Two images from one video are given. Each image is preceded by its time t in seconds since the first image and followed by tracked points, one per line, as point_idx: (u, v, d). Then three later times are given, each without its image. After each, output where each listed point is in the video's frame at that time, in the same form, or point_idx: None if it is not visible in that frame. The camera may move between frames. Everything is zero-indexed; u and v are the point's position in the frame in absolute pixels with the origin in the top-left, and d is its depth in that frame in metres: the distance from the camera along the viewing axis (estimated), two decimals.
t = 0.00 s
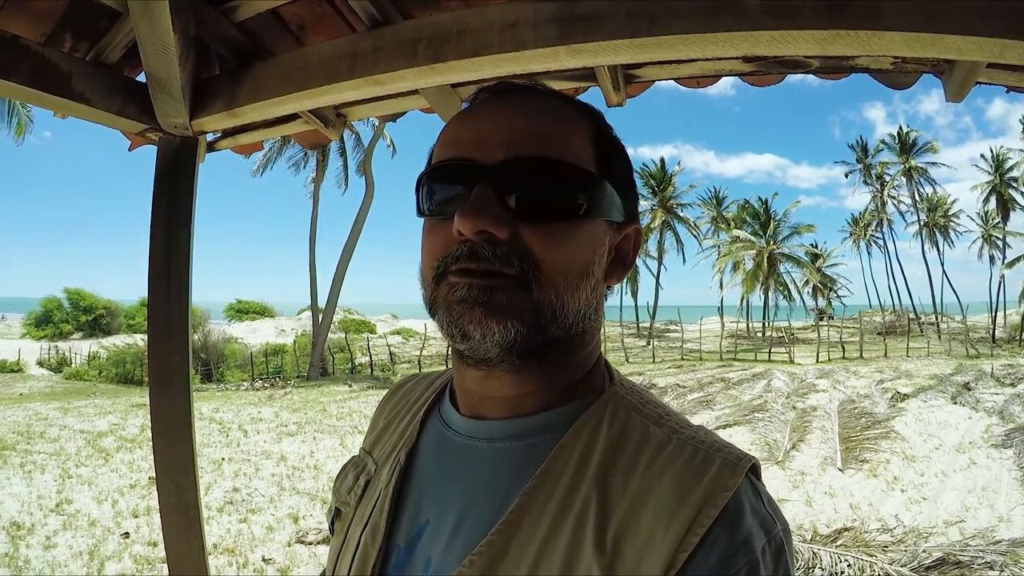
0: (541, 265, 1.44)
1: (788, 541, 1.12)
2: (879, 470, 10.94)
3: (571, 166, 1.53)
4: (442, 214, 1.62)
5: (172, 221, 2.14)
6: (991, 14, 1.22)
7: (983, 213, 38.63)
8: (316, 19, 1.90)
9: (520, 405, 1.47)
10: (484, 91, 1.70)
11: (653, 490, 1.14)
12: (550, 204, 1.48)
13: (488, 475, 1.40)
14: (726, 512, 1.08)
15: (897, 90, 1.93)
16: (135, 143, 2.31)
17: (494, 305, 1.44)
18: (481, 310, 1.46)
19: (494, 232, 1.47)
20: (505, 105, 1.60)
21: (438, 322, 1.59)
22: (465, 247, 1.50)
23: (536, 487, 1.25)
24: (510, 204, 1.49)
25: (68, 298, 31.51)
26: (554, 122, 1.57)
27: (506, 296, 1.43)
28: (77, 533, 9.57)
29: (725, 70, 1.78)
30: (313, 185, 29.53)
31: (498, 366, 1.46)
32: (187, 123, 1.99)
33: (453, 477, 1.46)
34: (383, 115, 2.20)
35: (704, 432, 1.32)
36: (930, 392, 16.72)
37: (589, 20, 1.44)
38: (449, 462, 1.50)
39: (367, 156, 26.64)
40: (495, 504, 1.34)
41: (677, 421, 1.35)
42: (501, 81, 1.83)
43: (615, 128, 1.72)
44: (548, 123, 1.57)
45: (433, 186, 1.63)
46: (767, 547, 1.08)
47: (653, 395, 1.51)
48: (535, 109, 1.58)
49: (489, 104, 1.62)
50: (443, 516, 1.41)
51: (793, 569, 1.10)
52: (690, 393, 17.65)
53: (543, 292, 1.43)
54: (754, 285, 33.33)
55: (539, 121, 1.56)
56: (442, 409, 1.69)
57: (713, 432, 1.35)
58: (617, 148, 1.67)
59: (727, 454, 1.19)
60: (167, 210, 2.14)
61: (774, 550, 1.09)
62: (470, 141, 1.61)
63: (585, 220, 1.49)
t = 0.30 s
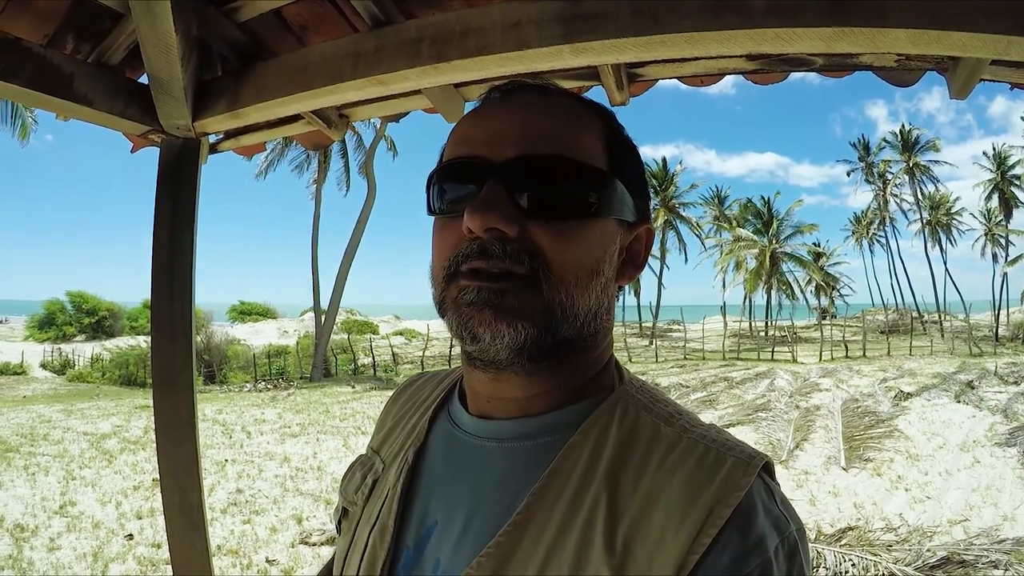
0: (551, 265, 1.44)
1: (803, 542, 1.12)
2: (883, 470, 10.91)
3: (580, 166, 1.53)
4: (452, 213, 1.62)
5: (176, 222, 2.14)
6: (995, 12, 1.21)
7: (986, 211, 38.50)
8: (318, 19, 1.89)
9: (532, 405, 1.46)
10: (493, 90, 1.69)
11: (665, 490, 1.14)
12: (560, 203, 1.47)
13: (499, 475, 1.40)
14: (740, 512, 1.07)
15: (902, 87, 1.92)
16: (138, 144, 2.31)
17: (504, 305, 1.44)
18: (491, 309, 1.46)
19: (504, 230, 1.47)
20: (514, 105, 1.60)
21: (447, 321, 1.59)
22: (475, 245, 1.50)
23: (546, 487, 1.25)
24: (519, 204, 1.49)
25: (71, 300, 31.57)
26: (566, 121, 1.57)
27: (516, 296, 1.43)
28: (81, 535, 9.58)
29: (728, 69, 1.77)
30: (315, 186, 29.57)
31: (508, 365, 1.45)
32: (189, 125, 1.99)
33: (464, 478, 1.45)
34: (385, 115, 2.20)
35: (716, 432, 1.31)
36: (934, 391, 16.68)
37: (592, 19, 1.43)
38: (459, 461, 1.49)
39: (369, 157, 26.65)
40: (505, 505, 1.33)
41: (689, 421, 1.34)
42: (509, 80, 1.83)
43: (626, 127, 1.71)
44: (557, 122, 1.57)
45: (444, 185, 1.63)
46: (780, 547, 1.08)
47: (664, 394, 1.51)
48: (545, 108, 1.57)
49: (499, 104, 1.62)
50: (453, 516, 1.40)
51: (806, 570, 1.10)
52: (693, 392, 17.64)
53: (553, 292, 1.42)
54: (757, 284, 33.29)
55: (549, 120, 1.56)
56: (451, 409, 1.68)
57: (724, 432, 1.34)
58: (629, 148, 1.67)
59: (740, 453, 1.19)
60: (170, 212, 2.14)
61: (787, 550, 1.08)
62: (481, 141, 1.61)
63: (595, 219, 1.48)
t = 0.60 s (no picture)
0: (554, 264, 1.43)
1: (808, 539, 1.11)
2: (886, 468, 10.89)
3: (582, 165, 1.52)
4: (453, 214, 1.61)
5: (177, 222, 2.14)
6: (998, 11, 1.21)
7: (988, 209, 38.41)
8: (319, 19, 1.89)
9: (535, 404, 1.45)
10: (494, 90, 1.69)
11: (669, 487, 1.13)
12: (561, 201, 1.47)
13: (503, 474, 1.39)
14: (745, 510, 1.07)
15: (904, 85, 1.91)
16: (139, 144, 2.30)
17: (507, 306, 1.43)
18: (494, 310, 1.45)
19: (506, 230, 1.46)
20: (514, 104, 1.59)
21: (450, 320, 1.58)
22: (476, 245, 1.49)
23: (548, 486, 1.24)
24: (520, 204, 1.48)
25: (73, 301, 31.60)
26: (567, 120, 1.56)
27: (519, 296, 1.43)
28: (84, 536, 9.57)
29: (731, 67, 1.75)
30: (316, 186, 29.57)
31: (511, 365, 1.44)
32: (190, 125, 1.99)
33: (468, 477, 1.44)
34: (386, 115, 2.19)
35: (720, 428, 1.31)
36: (936, 388, 16.64)
37: (593, 17, 1.43)
38: (462, 461, 1.49)
39: (370, 157, 26.63)
40: (509, 504, 1.33)
41: (692, 417, 1.34)
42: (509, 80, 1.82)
43: (627, 127, 1.70)
44: (559, 121, 1.56)
45: (445, 186, 1.63)
46: (787, 545, 1.07)
47: (666, 391, 1.50)
48: (545, 107, 1.56)
49: (500, 103, 1.61)
50: (456, 514, 1.40)
51: (812, 567, 1.09)
52: (695, 390, 17.64)
53: (556, 292, 1.42)
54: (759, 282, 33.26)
55: (550, 119, 1.55)
56: (454, 408, 1.67)
57: (728, 428, 1.33)
58: (630, 147, 1.66)
59: (743, 448, 1.18)
60: (171, 212, 2.13)
61: (793, 547, 1.08)
62: (481, 141, 1.60)
63: (596, 218, 1.48)
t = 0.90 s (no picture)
0: (548, 267, 1.43)
1: (812, 538, 1.11)
2: (886, 469, 10.89)
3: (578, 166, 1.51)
4: (452, 217, 1.61)
5: (177, 220, 2.13)
6: (999, 11, 1.20)
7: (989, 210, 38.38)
8: (319, 18, 1.88)
9: (536, 405, 1.45)
10: (492, 89, 1.68)
11: (671, 488, 1.12)
12: (558, 203, 1.46)
13: (504, 476, 1.39)
14: (748, 510, 1.06)
15: (905, 87, 1.90)
16: (139, 144, 2.30)
17: (501, 310, 1.43)
18: (490, 315, 1.45)
19: (500, 234, 1.46)
20: (513, 104, 1.58)
21: (448, 325, 1.58)
22: (470, 251, 1.49)
23: (551, 487, 1.23)
24: (515, 206, 1.47)
25: (73, 300, 31.62)
26: (564, 120, 1.55)
27: (513, 301, 1.42)
28: (83, 535, 9.57)
29: (732, 68, 1.75)
30: (317, 187, 29.57)
31: (509, 369, 1.44)
32: (191, 124, 1.98)
33: (469, 479, 1.44)
34: (387, 115, 2.18)
35: (721, 429, 1.30)
36: (936, 390, 16.63)
37: (594, 18, 1.42)
38: (464, 462, 1.48)
39: (371, 157, 26.62)
40: (510, 506, 1.32)
41: (693, 418, 1.33)
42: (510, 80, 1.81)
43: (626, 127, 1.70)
44: (558, 121, 1.55)
45: (442, 189, 1.62)
46: (791, 544, 1.06)
47: (668, 392, 1.49)
48: (545, 107, 1.55)
49: (498, 104, 1.60)
50: (458, 516, 1.40)
51: (816, 566, 1.09)
52: (696, 391, 17.64)
53: (549, 295, 1.41)
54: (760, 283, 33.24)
55: (548, 120, 1.54)
56: (456, 410, 1.67)
57: (730, 428, 1.33)
58: (628, 145, 1.65)
59: (747, 449, 1.18)
60: (171, 211, 2.13)
61: (797, 546, 1.07)
62: (478, 143, 1.60)
63: (595, 219, 1.47)
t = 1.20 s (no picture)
0: (531, 273, 1.43)
1: (814, 538, 1.11)
2: (887, 468, 10.89)
3: (565, 169, 1.50)
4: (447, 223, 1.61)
5: (176, 221, 2.14)
6: (997, 11, 1.21)
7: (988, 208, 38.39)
8: (317, 21, 1.88)
9: (536, 410, 1.45)
10: (487, 94, 1.67)
11: (675, 491, 1.12)
12: (547, 206, 1.46)
13: (506, 480, 1.38)
14: (753, 513, 1.06)
15: (904, 86, 1.90)
16: (137, 148, 2.30)
17: (483, 318, 1.44)
18: (470, 324, 1.46)
19: (473, 241, 1.47)
20: (511, 107, 1.57)
21: (438, 334, 1.59)
22: (450, 259, 1.51)
23: (555, 491, 1.23)
24: (503, 211, 1.47)
25: (74, 304, 31.60)
26: (555, 123, 1.54)
27: (491, 308, 1.43)
28: (85, 540, 9.57)
29: (729, 69, 1.75)
30: (316, 189, 29.55)
31: (497, 376, 1.44)
32: (188, 129, 1.98)
33: (470, 483, 1.44)
34: (386, 118, 2.18)
35: (723, 433, 1.29)
36: (937, 389, 16.62)
37: (593, 18, 1.42)
38: (467, 466, 1.48)
39: (370, 159, 26.62)
40: (513, 512, 1.32)
41: (698, 421, 1.33)
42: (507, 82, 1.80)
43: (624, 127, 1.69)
44: (556, 123, 1.54)
45: (437, 195, 1.62)
46: (795, 545, 1.06)
47: (671, 395, 1.48)
48: (542, 110, 1.55)
49: (491, 109, 1.60)
50: (461, 519, 1.39)
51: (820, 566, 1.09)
52: (697, 392, 17.62)
53: (531, 301, 1.42)
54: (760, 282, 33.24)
55: (542, 123, 1.54)
56: (458, 414, 1.66)
57: (732, 430, 1.32)
58: (625, 145, 1.64)
59: (749, 452, 1.17)
60: (171, 214, 2.13)
61: (800, 546, 1.07)
62: (468, 150, 1.60)
63: (585, 222, 1.47)
